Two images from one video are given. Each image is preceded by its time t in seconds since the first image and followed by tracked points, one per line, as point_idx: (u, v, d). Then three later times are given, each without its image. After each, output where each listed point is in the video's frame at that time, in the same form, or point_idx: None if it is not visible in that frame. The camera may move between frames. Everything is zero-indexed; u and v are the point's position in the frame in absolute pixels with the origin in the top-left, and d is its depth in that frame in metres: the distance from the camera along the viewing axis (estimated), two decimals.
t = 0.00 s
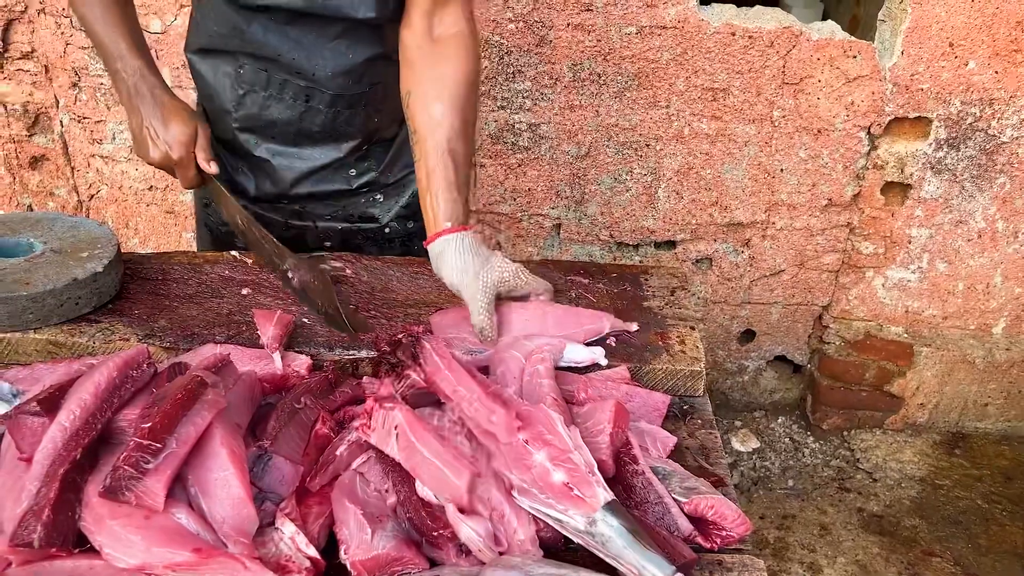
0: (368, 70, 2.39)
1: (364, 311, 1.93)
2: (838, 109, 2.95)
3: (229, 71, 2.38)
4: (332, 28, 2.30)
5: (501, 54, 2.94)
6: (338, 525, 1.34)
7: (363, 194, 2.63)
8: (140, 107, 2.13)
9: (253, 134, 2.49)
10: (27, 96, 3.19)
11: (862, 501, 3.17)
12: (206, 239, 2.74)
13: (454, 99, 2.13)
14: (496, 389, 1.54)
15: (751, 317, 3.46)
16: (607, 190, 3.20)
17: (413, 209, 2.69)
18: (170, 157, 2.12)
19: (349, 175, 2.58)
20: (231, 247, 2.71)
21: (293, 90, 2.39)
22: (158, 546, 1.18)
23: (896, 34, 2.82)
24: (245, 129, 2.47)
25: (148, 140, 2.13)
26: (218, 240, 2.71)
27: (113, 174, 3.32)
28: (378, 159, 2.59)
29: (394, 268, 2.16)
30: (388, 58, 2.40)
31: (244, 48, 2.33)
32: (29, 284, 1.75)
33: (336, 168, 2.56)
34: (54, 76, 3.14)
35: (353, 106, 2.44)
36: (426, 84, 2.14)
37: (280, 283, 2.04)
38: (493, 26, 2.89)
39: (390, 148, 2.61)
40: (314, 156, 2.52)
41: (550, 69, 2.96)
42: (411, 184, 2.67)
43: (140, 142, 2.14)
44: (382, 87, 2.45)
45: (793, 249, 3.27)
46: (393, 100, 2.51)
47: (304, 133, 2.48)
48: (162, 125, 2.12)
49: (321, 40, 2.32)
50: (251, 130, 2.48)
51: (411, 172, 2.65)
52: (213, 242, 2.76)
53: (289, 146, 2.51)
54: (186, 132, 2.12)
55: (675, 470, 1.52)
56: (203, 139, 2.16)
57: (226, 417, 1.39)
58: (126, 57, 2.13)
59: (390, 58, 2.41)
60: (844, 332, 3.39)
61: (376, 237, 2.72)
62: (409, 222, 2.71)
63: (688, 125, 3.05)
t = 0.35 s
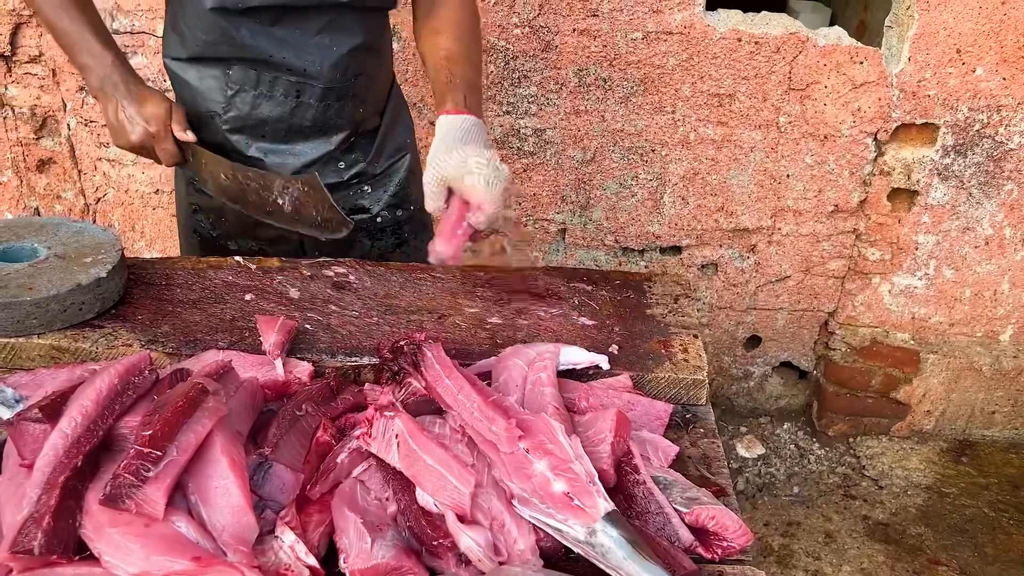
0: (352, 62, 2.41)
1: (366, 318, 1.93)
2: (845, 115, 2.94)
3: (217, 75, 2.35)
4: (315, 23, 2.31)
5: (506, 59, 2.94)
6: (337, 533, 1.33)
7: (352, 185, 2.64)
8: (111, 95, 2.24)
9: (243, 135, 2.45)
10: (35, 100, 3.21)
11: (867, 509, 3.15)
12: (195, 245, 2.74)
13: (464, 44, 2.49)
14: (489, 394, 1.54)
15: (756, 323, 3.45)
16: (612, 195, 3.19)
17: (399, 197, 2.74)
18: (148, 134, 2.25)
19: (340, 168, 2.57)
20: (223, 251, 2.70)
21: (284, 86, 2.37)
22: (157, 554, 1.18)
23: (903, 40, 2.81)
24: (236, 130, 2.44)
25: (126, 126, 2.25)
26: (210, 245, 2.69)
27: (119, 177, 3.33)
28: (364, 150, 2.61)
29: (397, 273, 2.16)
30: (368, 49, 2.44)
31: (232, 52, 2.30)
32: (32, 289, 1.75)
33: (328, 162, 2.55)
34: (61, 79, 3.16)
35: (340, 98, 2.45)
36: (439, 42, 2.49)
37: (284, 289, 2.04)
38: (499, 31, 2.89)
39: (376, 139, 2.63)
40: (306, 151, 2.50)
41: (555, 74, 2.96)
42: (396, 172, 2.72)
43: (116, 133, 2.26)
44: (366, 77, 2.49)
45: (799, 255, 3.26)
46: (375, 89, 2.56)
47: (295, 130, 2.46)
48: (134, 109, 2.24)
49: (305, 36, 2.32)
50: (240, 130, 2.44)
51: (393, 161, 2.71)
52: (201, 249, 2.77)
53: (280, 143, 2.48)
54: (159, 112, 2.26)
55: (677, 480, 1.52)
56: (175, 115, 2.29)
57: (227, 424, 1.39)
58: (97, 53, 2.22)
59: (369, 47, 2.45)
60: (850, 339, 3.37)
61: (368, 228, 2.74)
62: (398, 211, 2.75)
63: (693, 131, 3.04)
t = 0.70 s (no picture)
0: (352, 59, 2.43)
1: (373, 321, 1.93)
2: (851, 119, 2.94)
3: (221, 77, 2.35)
4: (316, 24, 2.30)
5: (513, 62, 2.94)
6: (346, 536, 1.34)
7: (351, 178, 2.63)
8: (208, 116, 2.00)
9: (247, 134, 2.45)
10: (43, 103, 3.22)
11: (874, 513, 3.14)
12: (195, 249, 2.73)
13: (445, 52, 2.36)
14: (494, 395, 1.55)
15: (762, 327, 3.44)
16: (618, 199, 3.19)
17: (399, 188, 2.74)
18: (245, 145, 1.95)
19: (340, 163, 2.58)
20: (226, 250, 2.69)
21: (289, 85, 2.37)
22: (168, 556, 1.18)
23: (910, 44, 2.81)
24: (240, 130, 2.44)
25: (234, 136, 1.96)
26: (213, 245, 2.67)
27: (126, 180, 3.34)
28: (363, 143, 2.62)
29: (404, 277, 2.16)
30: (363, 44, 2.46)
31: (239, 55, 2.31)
32: (42, 292, 1.76)
33: (330, 156, 2.55)
34: (70, 83, 3.17)
35: (341, 94, 2.46)
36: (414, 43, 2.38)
37: (291, 292, 2.05)
38: (506, 34, 2.89)
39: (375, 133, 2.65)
40: (309, 147, 2.51)
41: (562, 78, 2.97)
42: (393, 163, 2.73)
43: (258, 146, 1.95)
44: (363, 74, 2.51)
45: (805, 259, 3.25)
46: (371, 84, 2.57)
47: (298, 127, 2.46)
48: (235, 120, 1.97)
49: (309, 36, 2.30)
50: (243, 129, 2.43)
51: (387, 153, 2.71)
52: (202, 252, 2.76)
53: (284, 141, 2.48)
54: None
55: (684, 485, 1.51)
56: None
57: (236, 428, 1.40)
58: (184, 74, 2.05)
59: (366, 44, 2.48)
60: (856, 342, 3.36)
61: (369, 219, 2.73)
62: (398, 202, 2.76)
63: (700, 134, 3.04)
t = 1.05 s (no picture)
0: (373, 63, 2.44)
1: (384, 324, 1.93)
2: (859, 121, 2.93)
3: (242, 84, 2.33)
4: (335, 28, 2.33)
5: (520, 65, 2.95)
6: (358, 540, 1.34)
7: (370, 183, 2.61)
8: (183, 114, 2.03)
9: (269, 141, 2.43)
10: (51, 106, 3.23)
11: (881, 516, 3.13)
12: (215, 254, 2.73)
13: (469, 50, 2.53)
14: (506, 398, 1.55)
15: (769, 329, 3.44)
16: (625, 201, 3.19)
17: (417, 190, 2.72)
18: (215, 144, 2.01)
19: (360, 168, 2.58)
20: (247, 256, 2.72)
21: (310, 91, 2.37)
22: (183, 560, 1.18)
23: (918, 48, 2.80)
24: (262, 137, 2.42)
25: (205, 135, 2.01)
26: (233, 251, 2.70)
27: (134, 182, 3.35)
28: (381, 147, 2.61)
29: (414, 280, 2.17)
30: (385, 49, 2.47)
31: (261, 62, 2.29)
32: (53, 295, 1.76)
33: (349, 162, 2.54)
34: (78, 86, 3.18)
35: (361, 99, 2.45)
36: (439, 43, 2.55)
37: (301, 295, 2.05)
38: (513, 38, 2.90)
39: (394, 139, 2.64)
40: (330, 153, 2.50)
41: (569, 81, 2.97)
42: (412, 168, 2.71)
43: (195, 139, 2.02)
44: (383, 78, 2.52)
45: (812, 261, 3.25)
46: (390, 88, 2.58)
47: (319, 132, 2.46)
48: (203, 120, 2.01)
49: (328, 40, 2.33)
50: (267, 136, 2.42)
51: (407, 157, 2.70)
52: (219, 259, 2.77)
53: (305, 146, 2.47)
54: None
55: (696, 488, 1.51)
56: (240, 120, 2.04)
57: (249, 431, 1.40)
58: (149, 69, 2.02)
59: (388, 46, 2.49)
60: (863, 346, 3.35)
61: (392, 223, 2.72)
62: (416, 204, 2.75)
63: (706, 137, 3.04)
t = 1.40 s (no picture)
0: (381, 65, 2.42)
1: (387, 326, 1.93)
2: (862, 123, 2.93)
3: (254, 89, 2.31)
4: (346, 29, 2.30)
5: (523, 67, 2.94)
6: (361, 543, 1.33)
7: (377, 184, 2.60)
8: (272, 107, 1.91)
9: (278, 146, 2.43)
10: (53, 107, 3.23)
11: (884, 519, 3.12)
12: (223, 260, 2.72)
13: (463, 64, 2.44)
14: (509, 401, 1.54)
15: (772, 331, 3.43)
16: (627, 203, 3.19)
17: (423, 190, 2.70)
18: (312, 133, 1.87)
19: (368, 169, 2.55)
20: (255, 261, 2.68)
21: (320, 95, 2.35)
22: (185, 564, 1.18)
23: (921, 49, 2.80)
24: (273, 142, 2.42)
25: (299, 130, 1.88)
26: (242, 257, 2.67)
27: (136, 184, 3.35)
28: (388, 148, 2.58)
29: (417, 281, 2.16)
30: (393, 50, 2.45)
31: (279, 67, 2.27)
32: (55, 297, 1.76)
33: (357, 164, 2.53)
34: (80, 87, 3.18)
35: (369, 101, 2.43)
36: (432, 53, 2.41)
37: (304, 297, 2.04)
38: (516, 39, 2.89)
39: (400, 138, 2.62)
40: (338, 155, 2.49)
41: (571, 82, 2.97)
42: (417, 166, 2.70)
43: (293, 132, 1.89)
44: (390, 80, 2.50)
45: (815, 263, 3.24)
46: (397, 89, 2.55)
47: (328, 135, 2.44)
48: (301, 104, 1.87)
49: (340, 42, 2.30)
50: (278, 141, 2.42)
51: (412, 157, 2.67)
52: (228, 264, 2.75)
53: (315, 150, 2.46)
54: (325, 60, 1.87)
55: (701, 491, 1.50)
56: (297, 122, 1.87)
57: (252, 434, 1.39)
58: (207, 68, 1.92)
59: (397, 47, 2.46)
60: (866, 347, 3.35)
61: (399, 225, 2.68)
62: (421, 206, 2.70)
63: (709, 138, 3.04)
